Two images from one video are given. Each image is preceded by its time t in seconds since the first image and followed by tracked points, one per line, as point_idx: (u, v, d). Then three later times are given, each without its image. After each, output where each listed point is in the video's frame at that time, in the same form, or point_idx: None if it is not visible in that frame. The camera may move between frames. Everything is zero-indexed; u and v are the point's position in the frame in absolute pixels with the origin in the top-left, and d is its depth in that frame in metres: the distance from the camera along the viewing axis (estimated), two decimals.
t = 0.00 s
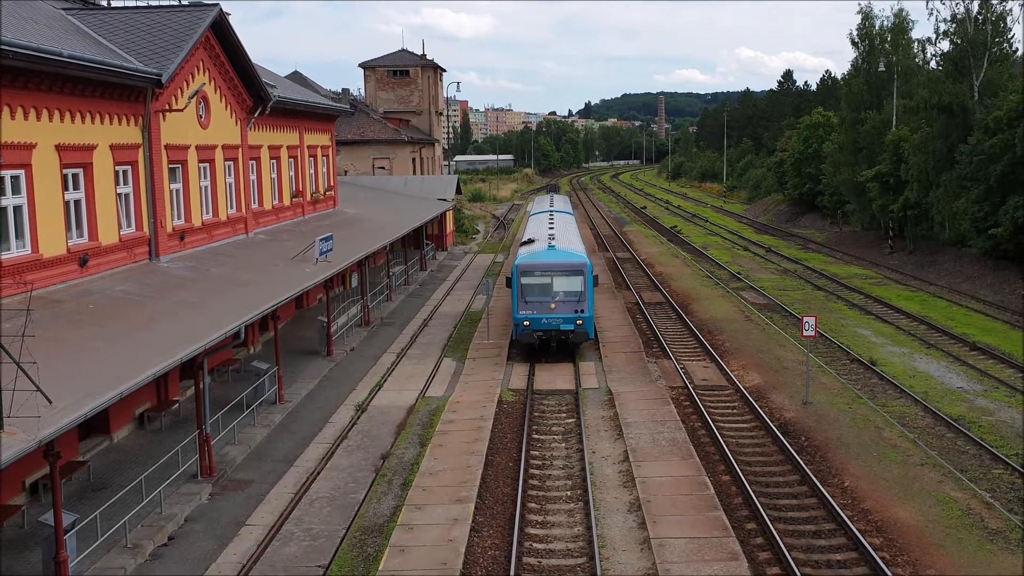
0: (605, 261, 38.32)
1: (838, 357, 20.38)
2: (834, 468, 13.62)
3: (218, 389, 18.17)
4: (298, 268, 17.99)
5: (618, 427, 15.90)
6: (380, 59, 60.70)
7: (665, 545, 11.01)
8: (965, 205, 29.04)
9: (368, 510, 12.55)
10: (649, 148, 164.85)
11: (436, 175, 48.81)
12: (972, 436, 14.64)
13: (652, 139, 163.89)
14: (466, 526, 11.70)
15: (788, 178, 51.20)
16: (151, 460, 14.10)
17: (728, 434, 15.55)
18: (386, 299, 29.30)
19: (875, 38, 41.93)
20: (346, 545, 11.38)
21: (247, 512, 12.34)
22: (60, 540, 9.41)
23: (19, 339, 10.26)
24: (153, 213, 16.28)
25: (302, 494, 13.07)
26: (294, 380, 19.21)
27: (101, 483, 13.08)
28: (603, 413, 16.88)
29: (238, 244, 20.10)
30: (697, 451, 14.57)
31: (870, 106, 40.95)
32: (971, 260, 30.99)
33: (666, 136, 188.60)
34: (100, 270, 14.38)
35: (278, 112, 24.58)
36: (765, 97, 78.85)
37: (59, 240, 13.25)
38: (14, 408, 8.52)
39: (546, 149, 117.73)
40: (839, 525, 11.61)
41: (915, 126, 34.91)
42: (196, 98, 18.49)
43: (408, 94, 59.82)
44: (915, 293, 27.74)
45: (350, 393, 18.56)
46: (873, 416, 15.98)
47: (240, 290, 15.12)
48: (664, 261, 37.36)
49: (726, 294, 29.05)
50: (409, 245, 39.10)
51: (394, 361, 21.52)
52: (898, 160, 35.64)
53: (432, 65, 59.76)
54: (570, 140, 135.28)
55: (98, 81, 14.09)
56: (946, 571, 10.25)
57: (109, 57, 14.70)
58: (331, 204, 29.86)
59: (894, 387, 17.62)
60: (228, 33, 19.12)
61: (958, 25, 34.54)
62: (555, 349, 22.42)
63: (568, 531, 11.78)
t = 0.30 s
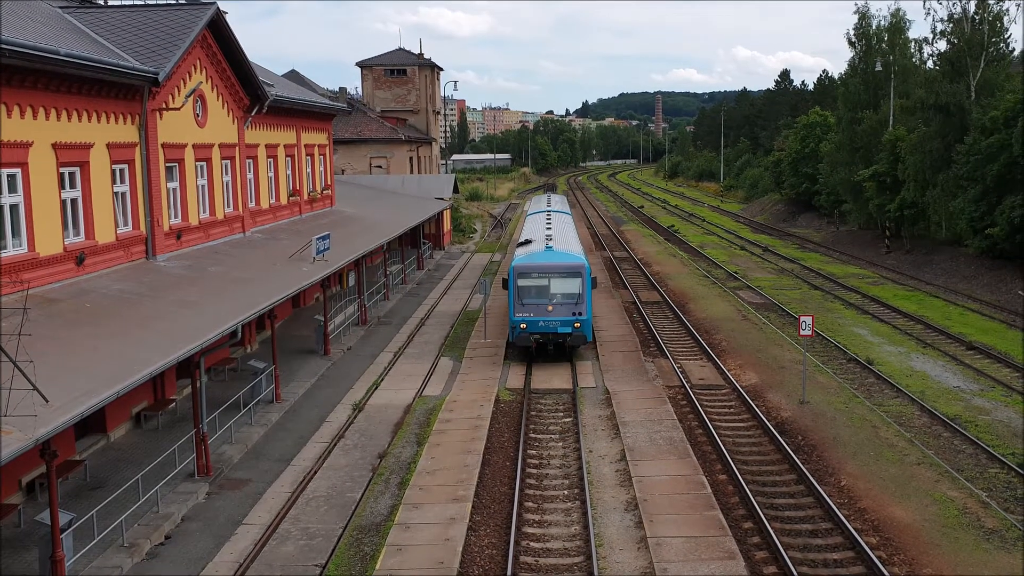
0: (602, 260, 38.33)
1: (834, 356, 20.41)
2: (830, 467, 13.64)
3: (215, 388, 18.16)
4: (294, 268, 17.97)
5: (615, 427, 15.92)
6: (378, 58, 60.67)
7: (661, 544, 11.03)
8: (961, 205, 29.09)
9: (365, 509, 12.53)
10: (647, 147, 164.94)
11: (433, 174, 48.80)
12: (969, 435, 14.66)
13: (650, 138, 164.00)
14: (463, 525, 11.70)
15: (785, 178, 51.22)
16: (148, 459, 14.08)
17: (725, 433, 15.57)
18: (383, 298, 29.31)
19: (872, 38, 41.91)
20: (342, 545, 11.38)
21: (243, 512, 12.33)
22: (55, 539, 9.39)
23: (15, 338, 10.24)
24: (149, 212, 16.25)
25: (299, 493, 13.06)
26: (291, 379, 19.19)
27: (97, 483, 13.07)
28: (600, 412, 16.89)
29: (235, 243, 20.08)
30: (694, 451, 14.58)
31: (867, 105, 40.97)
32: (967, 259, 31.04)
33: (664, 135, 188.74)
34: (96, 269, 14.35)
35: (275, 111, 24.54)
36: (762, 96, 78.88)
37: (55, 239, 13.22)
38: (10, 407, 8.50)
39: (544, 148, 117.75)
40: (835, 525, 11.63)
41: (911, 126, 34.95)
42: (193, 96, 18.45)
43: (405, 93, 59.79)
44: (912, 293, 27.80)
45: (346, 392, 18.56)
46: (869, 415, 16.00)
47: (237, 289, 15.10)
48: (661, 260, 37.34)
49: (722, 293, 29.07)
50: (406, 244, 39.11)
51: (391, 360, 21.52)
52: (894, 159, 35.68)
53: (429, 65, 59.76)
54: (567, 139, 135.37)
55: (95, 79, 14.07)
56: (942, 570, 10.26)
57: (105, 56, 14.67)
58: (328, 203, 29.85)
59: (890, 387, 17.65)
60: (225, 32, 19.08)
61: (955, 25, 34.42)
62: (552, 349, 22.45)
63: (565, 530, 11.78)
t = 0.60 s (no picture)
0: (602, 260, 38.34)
1: (834, 356, 20.42)
2: (830, 467, 13.65)
3: (215, 387, 18.16)
4: (294, 267, 17.97)
5: (615, 426, 15.92)
6: (377, 57, 60.66)
7: (661, 544, 11.04)
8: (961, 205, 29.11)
9: (365, 509, 12.54)
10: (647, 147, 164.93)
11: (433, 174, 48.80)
12: (968, 435, 14.67)
13: (650, 138, 164.01)
14: (462, 524, 11.71)
15: (785, 178, 51.21)
16: (148, 458, 14.09)
17: (724, 433, 15.58)
18: (383, 298, 29.31)
19: (872, 38, 41.88)
20: (342, 544, 11.39)
21: (243, 511, 12.34)
22: (55, 538, 9.40)
23: (15, 337, 10.25)
24: (149, 211, 16.24)
25: (299, 492, 13.06)
26: (291, 378, 19.19)
27: (97, 482, 13.07)
28: (600, 412, 16.90)
29: (235, 243, 20.08)
30: (693, 451, 14.58)
31: (867, 105, 40.97)
32: (967, 259, 31.05)
33: (664, 135, 188.85)
34: (96, 268, 14.34)
35: (274, 110, 24.52)
36: (762, 96, 78.87)
37: (55, 238, 13.22)
38: (10, 406, 8.50)
39: (544, 148, 117.75)
40: (835, 524, 11.64)
41: (911, 126, 34.95)
42: (193, 96, 18.45)
43: (404, 92, 59.75)
44: (911, 292, 27.81)
45: (346, 391, 18.56)
46: (869, 415, 16.01)
47: (236, 289, 15.09)
48: (661, 260, 37.34)
49: (722, 293, 29.06)
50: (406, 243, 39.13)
51: (391, 360, 21.51)
52: (894, 159, 35.68)
53: (429, 64, 59.76)
54: (567, 139, 135.40)
55: (95, 78, 14.07)
56: (941, 570, 10.27)
57: (105, 55, 14.66)
58: (328, 202, 29.84)
59: (890, 387, 17.65)
60: (225, 31, 19.07)
61: (955, 25, 34.44)
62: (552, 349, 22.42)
63: (565, 529, 11.79)
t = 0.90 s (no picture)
0: (601, 259, 38.34)
1: (834, 355, 20.42)
2: (829, 466, 13.65)
3: (214, 387, 18.16)
4: (294, 266, 17.97)
5: (614, 426, 15.92)
6: (377, 57, 60.65)
7: (660, 543, 11.04)
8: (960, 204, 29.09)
9: (364, 508, 12.55)
10: (647, 147, 164.93)
11: (432, 173, 48.78)
12: (967, 434, 14.67)
13: (649, 138, 164.10)
14: (462, 523, 11.71)
15: (785, 178, 51.21)
16: (147, 457, 14.09)
17: (724, 432, 15.57)
18: (382, 298, 29.30)
19: (871, 38, 41.87)
20: (341, 543, 11.38)
21: (242, 510, 12.33)
22: (54, 537, 9.39)
23: (14, 336, 10.24)
24: (148, 210, 16.23)
25: (298, 491, 13.07)
26: (290, 377, 19.18)
27: (96, 481, 13.07)
28: (599, 411, 16.89)
29: (234, 242, 20.07)
30: (693, 450, 14.58)
31: (866, 104, 40.98)
32: (966, 259, 31.07)
33: (664, 135, 188.91)
34: (95, 267, 14.34)
35: (274, 109, 24.49)
36: (762, 95, 78.91)
37: (54, 237, 13.22)
38: (9, 405, 8.50)
39: (543, 147, 117.80)
40: (834, 524, 11.64)
41: (911, 126, 34.94)
42: (192, 95, 18.44)
43: (404, 91, 59.72)
44: (911, 292, 27.83)
45: (346, 391, 18.55)
46: (868, 414, 16.01)
47: (236, 288, 15.09)
48: (660, 260, 37.36)
49: (722, 293, 29.07)
50: (405, 243, 39.16)
51: (390, 359, 21.50)
52: (894, 159, 35.70)
53: (428, 63, 59.78)
54: (567, 139, 135.43)
55: (94, 77, 14.06)
56: (940, 570, 10.28)
57: (104, 54, 14.66)
58: (327, 201, 29.82)
59: (889, 386, 17.67)
60: (225, 30, 19.06)
61: (954, 24, 34.44)
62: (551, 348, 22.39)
63: (564, 529, 11.79)
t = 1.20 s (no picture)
0: (602, 257, 38.32)
1: (834, 353, 20.42)
2: (830, 464, 13.64)
3: (214, 384, 18.16)
4: (294, 264, 17.96)
5: (614, 423, 15.91)
6: (377, 54, 60.60)
7: (660, 541, 11.04)
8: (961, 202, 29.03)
9: (365, 505, 12.55)
10: (647, 144, 164.87)
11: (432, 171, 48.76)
12: (968, 432, 14.67)
13: (649, 135, 164.07)
14: (462, 521, 11.72)
15: (785, 175, 51.16)
16: (147, 455, 14.09)
17: (724, 430, 15.57)
18: (382, 295, 29.29)
19: (872, 35, 41.78)
20: (342, 541, 11.38)
21: (242, 508, 12.34)
22: (55, 534, 9.39)
23: (14, 334, 10.24)
24: (148, 208, 16.23)
25: (299, 489, 13.07)
26: (290, 375, 19.17)
27: (96, 478, 13.07)
28: (599, 409, 16.89)
29: (234, 239, 20.06)
30: (693, 447, 14.59)
31: (867, 102, 40.96)
32: (967, 256, 31.06)
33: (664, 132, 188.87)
34: (95, 265, 14.34)
35: (274, 107, 24.48)
36: (762, 93, 78.90)
37: (54, 235, 13.22)
38: (9, 403, 8.51)
39: (543, 144, 117.80)
40: (834, 521, 11.64)
41: (911, 124, 34.91)
42: (192, 93, 18.43)
43: (404, 89, 59.68)
44: (912, 290, 27.82)
45: (346, 388, 18.54)
46: (869, 412, 16.01)
47: (236, 285, 15.09)
48: (661, 257, 37.36)
49: (722, 290, 29.06)
50: (406, 240, 39.15)
51: (390, 357, 21.49)
52: (894, 156, 35.68)
53: (429, 61, 59.76)
54: (568, 136, 135.35)
55: (94, 75, 14.05)
56: (940, 567, 10.29)
57: (104, 51, 14.65)
58: (327, 199, 29.80)
59: (890, 384, 17.67)
60: (225, 28, 19.05)
61: (955, 22, 34.34)
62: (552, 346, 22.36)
63: (564, 527, 11.79)
